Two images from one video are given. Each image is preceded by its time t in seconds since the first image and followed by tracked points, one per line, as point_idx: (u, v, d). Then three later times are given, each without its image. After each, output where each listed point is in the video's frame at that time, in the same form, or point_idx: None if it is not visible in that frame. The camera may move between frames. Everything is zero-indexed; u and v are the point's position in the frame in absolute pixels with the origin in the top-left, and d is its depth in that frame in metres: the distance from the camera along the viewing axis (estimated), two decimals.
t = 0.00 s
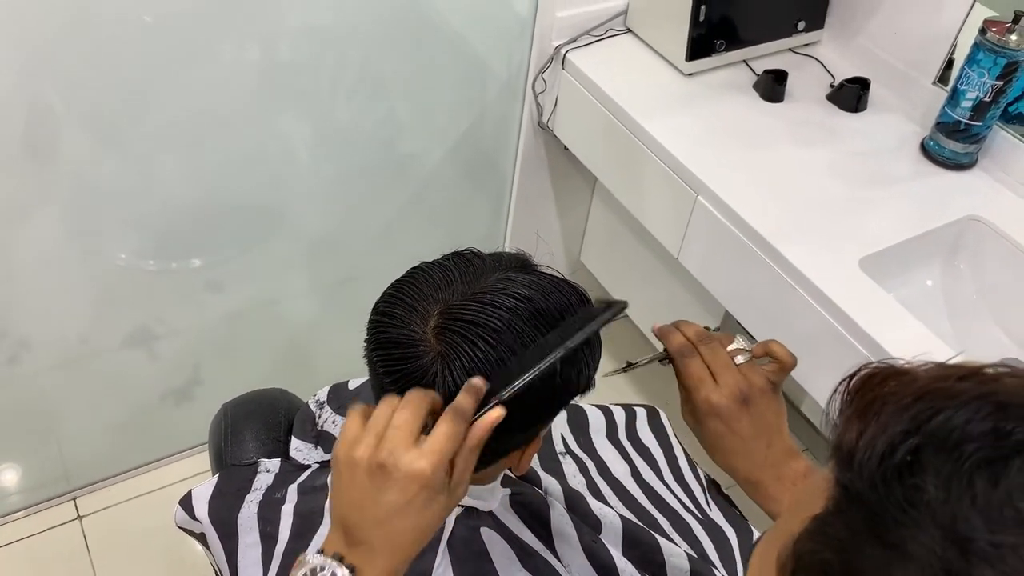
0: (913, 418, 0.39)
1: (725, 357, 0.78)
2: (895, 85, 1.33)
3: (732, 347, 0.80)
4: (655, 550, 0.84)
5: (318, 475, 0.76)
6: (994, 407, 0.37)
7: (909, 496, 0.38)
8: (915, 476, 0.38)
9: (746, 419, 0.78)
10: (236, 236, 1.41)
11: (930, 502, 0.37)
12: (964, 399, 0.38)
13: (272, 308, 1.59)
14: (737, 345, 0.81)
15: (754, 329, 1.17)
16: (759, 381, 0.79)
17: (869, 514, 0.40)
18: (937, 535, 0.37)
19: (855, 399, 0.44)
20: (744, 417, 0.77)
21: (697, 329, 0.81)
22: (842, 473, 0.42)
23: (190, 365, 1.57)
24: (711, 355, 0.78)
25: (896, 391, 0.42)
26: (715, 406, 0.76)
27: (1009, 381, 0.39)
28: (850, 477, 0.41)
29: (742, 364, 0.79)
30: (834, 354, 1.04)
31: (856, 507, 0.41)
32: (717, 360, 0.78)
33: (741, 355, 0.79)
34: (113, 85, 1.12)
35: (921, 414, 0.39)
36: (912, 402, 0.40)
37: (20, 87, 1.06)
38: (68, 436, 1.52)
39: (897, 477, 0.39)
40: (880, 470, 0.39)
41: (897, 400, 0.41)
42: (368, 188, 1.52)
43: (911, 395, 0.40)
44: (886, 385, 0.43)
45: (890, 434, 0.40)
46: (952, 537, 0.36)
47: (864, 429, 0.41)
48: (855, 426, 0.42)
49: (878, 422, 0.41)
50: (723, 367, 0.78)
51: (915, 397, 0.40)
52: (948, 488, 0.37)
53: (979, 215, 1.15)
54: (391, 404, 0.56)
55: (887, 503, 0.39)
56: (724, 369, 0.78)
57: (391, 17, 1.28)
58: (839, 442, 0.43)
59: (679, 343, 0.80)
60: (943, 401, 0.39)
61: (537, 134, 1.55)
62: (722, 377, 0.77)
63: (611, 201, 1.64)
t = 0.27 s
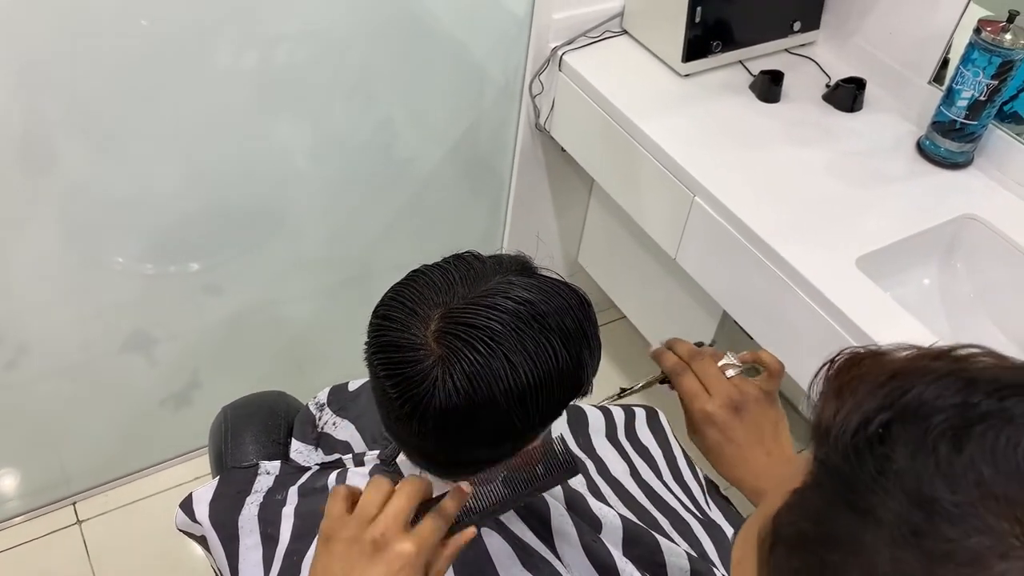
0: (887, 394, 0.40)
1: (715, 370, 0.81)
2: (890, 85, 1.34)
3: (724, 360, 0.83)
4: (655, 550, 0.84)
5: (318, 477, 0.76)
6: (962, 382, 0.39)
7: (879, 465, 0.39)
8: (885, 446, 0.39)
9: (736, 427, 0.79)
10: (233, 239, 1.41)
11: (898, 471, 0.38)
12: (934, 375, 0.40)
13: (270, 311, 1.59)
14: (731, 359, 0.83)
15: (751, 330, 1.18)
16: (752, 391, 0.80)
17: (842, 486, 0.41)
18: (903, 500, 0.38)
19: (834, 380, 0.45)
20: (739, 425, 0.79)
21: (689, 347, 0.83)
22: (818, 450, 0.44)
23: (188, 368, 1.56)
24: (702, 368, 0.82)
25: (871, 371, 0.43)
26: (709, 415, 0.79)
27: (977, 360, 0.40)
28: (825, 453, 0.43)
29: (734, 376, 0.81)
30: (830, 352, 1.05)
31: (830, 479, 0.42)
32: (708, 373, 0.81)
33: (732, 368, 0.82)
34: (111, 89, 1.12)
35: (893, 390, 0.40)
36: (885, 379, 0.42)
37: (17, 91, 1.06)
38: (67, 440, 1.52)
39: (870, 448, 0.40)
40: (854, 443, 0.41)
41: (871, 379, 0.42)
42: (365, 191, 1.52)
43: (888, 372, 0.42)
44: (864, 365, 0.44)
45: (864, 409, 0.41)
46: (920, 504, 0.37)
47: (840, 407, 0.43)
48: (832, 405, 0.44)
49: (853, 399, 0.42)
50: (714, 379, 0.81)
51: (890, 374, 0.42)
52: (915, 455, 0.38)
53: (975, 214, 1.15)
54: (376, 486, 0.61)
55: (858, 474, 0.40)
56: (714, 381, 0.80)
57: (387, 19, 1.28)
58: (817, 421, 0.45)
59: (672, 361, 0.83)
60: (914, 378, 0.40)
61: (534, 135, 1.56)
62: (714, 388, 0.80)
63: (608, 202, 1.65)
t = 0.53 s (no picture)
0: (862, 389, 0.43)
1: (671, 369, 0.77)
2: (885, 83, 1.34)
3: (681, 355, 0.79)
4: (654, 548, 0.84)
5: (318, 478, 0.76)
6: (931, 374, 0.41)
7: (854, 453, 0.41)
8: (861, 437, 0.41)
9: (696, 427, 0.78)
10: (231, 241, 1.41)
11: (872, 459, 0.40)
12: (905, 370, 0.42)
13: (268, 313, 1.59)
14: (686, 355, 0.79)
15: (749, 328, 1.18)
16: (708, 388, 0.79)
17: (822, 476, 0.43)
18: (878, 483, 0.40)
19: (812, 384, 0.48)
20: (698, 425, 0.78)
21: (645, 339, 0.77)
22: (799, 447, 0.46)
23: (187, 370, 1.56)
24: (658, 368, 0.77)
25: (848, 373, 0.46)
26: (666, 416, 0.78)
27: (947, 360, 0.43)
28: (805, 448, 0.45)
29: (691, 374, 0.79)
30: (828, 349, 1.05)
31: (809, 471, 0.44)
32: (665, 371, 0.77)
33: (689, 365, 0.79)
34: (108, 92, 1.12)
35: (868, 385, 0.43)
36: (861, 377, 0.44)
37: (14, 94, 1.06)
38: (65, 444, 1.52)
39: (845, 439, 0.42)
40: (831, 436, 0.43)
41: (849, 379, 0.45)
42: (362, 192, 1.52)
43: (862, 372, 0.45)
44: (841, 370, 0.47)
45: (840, 404, 0.43)
46: (895, 486, 0.39)
47: (818, 405, 0.45)
48: (811, 404, 0.46)
49: (831, 397, 0.45)
50: (671, 378, 0.77)
51: (863, 374, 0.44)
52: (888, 442, 0.40)
53: (971, 211, 1.16)
54: (388, 460, 0.56)
55: (836, 464, 0.42)
56: (672, 380, 0.78)
57: (383, 20, 1.28)
58: (798, 421, 0.47)
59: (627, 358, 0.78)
60: (887, 373, 0.43)
61: (530, 135, 1.56)
62: (671, 389, 0.78)
63: (605, 202, 1.65)
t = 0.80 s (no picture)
0: (852, 393, 0.43)
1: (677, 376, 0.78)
2: (880, 80, 1.34)
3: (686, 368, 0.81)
4: (652, 547, 0.84)
5: (314, 480, 0.76)
6: (922, 377, 0.41)
7: (844, 456, 0.41)
8: (852, 441, 0.41)
9: (699, 434, 0.77)
10: (226, 242, 1.41)
11: (864, 462, 0.40)
12: (896, 373, 0.42)
13: (265, 314, 1.58)
14: (690, 365, 0.81)
15: (746, 326, 1.18)
16: (712, 396, 0.78)
17: (814, 480, 0.42)
18: (869, 487, 0.39)
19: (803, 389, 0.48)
20: (701, 431, 0.77)
21: (649, 354, 0.80)
22: (792, 452, 0.45)
23: (184, 371, 1.56)
24: (663, 376, 0.78)
25: (838, 376, 0.46)
26: (671, 424, 0.77)
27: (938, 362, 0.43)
28: (797, 453, 0.45)
29: (696, 382, 0.79)
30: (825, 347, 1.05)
31: (801, 474, 0.44)
32: (670, 378, 0.78)
33: (694, 375, 0.80)
34: (102, 93, 1.11)
35: (858, 390, 0.43)
36: (851, 381, 0.44)
37: (6, 96, 1.05)
38: (62, 445, 1.51)
39: (837, 444, 0.42)
40: (823, 440, 0.42)
41: (840, 382, 0.45)
42: (358, 192, 1.51)
43: (851, 376, 0.45)
44: (832, 374, 0.47)
45: (832, 407, 0.43)
46: (888, 489, 0.39)
47: (810, 409, 0.45)
48: (803, 409, 0.46)
49: (822, 401, 0.45)
50: (676, 385, 0.78)
51: (853, 378, 0.44)
52: (879, 445, 0.40)
53: (968, 208, 1.16)
54: (401, 452, 0.54)
55: (828, 468, 0.42)
56: (676, 386, 0.78)
57: (378, 19, 1.28)
58: (790, 425, 0.47)
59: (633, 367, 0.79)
60: (878, 376, 0.43)
61: (526, 134, 1.56)
62: (675, 395, 0.77)
63: (601, 201, 1.65)
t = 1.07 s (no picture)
0: (852, 399, 0.43)
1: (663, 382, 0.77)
2: (879, 78, 1.34)
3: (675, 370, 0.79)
4: (652, 546, 0.84)
5: (314, 480, 0.76)
6: (924, 384, 0.41)
7: (849, 465, 0.41)
8: (856, 449, 0.41)
9: (688, 439, 0.77)
10: (225, 242, 1.41)
11: (869, 471, 0.40)
12: (897, 380, 0.42)
13: (263, 314, 1.58)
14: (678, 369, 0.80)
15: (744, 325, 1.18)
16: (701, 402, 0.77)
17: (819, 487, 0.42)
18: (877, 496, 0.39)
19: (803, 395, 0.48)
20: (689, 438, 0.76)
21: (636, 356, 0.79)
22: (792, 459, 0.46)
23: (182, 371, 1.56)
24: (650, 381, 0.77)
25: (838, 382, 0.46)
26: (658, 429, 0.76)
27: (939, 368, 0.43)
28: (798, 460, 0.45)
29: (683, 386, 0.78)
30: (823, 345, 1.05)
31: (803, 482, 0.44)
32: (656, 384, 0.77)
33: (682, 378, 0.79)
34: (100, 93, 1.11)
35: (860, 396, 0.43)
36: (850, 388, 0.44)
37: (4, 97, 1.05)
38: (61, 445, 1.51)
39: (840, 452, 0.42)
40: (826, 448, 0.42)
41: (841, 389, 0.45)
42: (356, 192, 1.51)
43: (851, 383, 0.45)
44: (832, 380, 0.47)
45: (834, 415, 0.43)
46: (894, 498, 0.39)
47: (811, 416, 0.45)
48: (803, 416, 0.46)
49: (823, 408, 0.45)
50: (662, 391, 0.77)
51: (854, 384, 0.44)
52: (884, 453, 0.40)
53: (967, 206, 1.15)
54: (411, 440, 0.55)
55: (831, 476, 0.42)
56: (663, 392, 0.77)
57: (376, 18, 1.28)
58: (789, 432, 0.47)
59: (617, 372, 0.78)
60: (879, 383, 0.43)
61: (524, 133, 1.56)
62: (663, 400, 0.76)
63: (599, 200, 1.65)
